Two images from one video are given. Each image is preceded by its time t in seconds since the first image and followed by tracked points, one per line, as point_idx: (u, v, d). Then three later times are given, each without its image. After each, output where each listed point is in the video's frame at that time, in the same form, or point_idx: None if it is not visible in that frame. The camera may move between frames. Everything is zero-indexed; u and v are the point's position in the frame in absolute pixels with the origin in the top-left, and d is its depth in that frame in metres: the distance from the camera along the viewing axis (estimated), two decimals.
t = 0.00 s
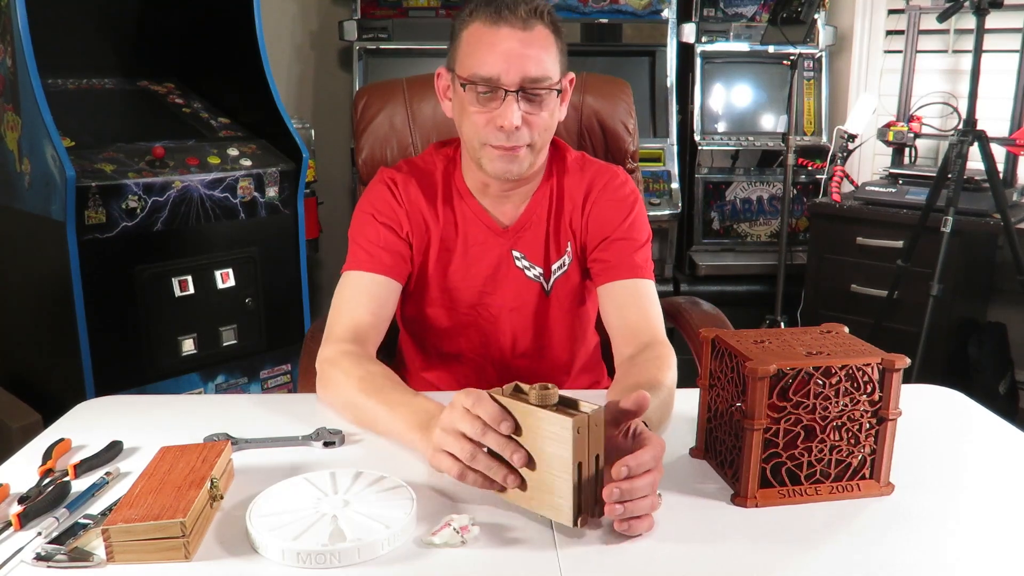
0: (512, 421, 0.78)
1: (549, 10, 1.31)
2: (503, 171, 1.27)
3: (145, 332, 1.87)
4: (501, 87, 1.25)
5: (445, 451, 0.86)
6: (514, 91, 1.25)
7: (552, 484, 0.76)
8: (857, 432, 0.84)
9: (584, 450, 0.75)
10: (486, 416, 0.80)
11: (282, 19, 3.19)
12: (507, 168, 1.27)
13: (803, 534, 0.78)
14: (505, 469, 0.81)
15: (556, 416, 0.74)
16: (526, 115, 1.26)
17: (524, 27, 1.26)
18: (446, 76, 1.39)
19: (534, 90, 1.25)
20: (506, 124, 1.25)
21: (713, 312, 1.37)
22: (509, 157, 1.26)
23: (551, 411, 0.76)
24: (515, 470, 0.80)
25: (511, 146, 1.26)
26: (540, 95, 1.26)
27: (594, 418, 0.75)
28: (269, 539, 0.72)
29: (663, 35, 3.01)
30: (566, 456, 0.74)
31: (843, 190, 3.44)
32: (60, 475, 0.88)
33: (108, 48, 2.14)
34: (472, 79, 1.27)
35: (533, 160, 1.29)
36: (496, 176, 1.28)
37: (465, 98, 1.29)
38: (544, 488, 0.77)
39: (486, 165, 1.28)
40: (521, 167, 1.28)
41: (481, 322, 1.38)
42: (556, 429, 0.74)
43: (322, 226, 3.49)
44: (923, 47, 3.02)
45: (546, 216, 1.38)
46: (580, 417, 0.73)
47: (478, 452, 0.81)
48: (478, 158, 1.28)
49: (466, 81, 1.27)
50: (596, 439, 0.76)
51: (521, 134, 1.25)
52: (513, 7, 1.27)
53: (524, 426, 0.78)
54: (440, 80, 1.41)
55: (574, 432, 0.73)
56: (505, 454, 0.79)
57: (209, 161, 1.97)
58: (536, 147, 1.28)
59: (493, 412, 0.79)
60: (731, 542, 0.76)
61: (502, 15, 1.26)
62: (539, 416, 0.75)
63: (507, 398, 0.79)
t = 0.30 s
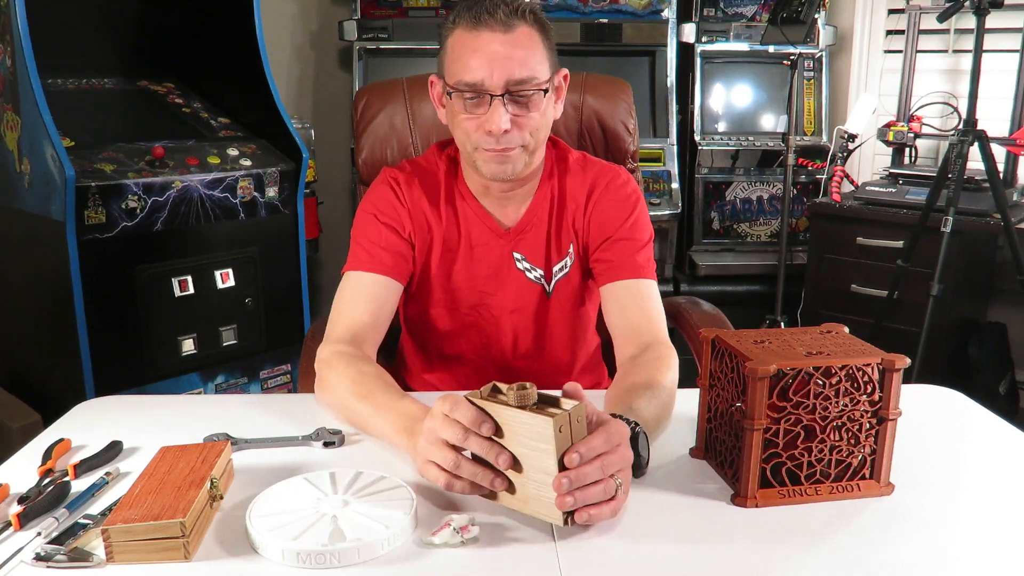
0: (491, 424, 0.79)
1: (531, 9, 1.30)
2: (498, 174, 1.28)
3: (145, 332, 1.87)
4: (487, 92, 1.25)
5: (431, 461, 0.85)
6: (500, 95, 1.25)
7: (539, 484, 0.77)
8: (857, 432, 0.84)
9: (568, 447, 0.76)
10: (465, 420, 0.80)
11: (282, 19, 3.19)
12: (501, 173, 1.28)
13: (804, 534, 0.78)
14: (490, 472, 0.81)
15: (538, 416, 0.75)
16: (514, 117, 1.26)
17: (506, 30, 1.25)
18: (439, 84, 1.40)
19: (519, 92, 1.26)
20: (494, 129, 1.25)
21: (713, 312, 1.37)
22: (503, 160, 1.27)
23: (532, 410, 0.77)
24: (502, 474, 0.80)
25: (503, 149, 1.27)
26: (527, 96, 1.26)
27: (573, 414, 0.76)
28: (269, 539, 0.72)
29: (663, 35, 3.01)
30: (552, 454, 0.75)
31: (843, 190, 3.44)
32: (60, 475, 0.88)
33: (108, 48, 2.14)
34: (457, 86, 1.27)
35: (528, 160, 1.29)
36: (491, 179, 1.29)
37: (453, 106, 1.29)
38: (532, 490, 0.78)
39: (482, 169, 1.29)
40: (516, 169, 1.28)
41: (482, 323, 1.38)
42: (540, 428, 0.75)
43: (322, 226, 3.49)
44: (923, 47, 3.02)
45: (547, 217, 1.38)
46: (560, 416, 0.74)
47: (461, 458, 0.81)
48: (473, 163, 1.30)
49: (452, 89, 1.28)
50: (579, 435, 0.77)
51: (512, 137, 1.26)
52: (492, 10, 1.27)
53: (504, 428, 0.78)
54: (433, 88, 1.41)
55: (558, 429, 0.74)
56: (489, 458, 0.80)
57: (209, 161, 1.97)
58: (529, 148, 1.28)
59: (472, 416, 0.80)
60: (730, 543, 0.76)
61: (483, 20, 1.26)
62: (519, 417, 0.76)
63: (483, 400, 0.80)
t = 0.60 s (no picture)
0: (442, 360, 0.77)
1: (520, 7, 1.30)
2: (495, 176, 1.28)
3: (145, 332, 1.87)
4: (480, 90, 1.26)
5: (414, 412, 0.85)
6: (493, 93, 1.26)
7: (507, 406, 0.76)
8: (856, 432, 0.84)
9: (525, 364, 0.75)
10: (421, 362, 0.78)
11: (282, 20, 3.19)
12: (498, 173, 1.28)
13: (804, 533, 0.78)
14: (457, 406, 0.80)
15: (486, 340, 0.73)
16: (508, 115, 1.26)
17: (495, 28, 1.25)
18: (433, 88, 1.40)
19: (512, 90, 1.26)
20: (488, 128, 1.25)
21: (713, 312, 1.37)
22: (499, 160, 1.27)
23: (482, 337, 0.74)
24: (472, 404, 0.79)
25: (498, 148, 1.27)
26: (520, 94, 1.26)
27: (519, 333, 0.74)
28: (269, 539, 0.72)
29: (663, 35, 3.01)
30: (513, 376, 0.74)
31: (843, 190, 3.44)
32: (60, 475, 0.88)
33: (108, 48, 2.14)
34: (450, 86, 1.27)
35: (524, 160, 1.29)
36: (488, 181, 1.29)
37: (447, 107, 1.29)
38: (502, 415, 0.77)
39: (478, 171, 1.29)
40: (512, 170, 1.28)
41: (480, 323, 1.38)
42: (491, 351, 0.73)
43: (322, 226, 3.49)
44: (923, 47, 3.02)
45: (546, 218, 1.37)
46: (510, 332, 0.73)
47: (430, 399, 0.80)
48: (470, 164, 1.30)
49: (444, 90, 1.28)
50: (533, 352, 0.76)
51: (506, 135, 1.26)
52: (482, 9, 1.26)
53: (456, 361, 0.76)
54: (428, 93, 1.41)
55: (510, 345, 0.73)
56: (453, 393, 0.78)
57: (209, 161, 1.97)
58: (525, 146, 1.29)
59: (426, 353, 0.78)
60: (730, 542, 0.76)
61: (472, 19, 1.25)
62: (467, 347, 0.74)
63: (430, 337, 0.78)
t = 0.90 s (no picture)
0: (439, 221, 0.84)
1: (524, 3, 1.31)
2: (499, 167, 1.30)
3: (145, 332, 1.87)
4: (485, 82, 1.26)
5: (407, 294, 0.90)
6: (498, 84, 1.26)
7: (487, 245, 0.79)
8: (857, 432, 0.84)
9: (508, 206, 0.79)
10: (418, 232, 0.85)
11: (282, 20, 3.19)
12: (503, 163, 1.30)
13: (804, 534, 0.78)
14: (446, 264, 0.84)
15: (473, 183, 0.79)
16: (513, 106, 1.26)
17: (501, 21, 1.26)
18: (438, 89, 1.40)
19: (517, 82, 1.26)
20: (493, 118, 1.26)
21: (713, 313, 1.37)
22: (503, 151, 1.29)
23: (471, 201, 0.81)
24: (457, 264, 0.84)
25: (502, 139, 1.28)
26: (525, 86, 1.27)
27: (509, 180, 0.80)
28: (269, 539, 0.72)
29: (663, 35, 3.01)
30: (493, 211, 0.78)
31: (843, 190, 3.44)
32: (60, 475, 0.88)
33: (108, 48, 2.13)
34: (454, 77, 1.27)
35: (528, 153, 1.31)
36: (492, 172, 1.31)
37: (452, 99, 1.29)
38: (482, 259, 0.80)
39: (481, 162, 1.31)
40: (516, 161, 1.30)
41: (481, 324, 1.38)
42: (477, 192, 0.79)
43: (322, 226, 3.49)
44: (923, 47, 3.02)
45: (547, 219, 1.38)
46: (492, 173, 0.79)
47: (415, 259, 0.85)
48: (473, 155, 1.31)
49: (449, 81, 1.28)
50: (519, 204, 0.81)
51: (511, 126, 1.27)
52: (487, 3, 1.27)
53: (450, 219, 0.83)
54: (432, 94, 1.42)
55: (494, 185, 0.79)
56: (441, 251, 0.83)
57: (209, 161, 1.97)
58: (529, 139, 1.30)
59: (423, 221, 0.86)
60: (731, 542, 0.76)
61: (478, 13, 1.26)
62: (459, 196, 0.81)
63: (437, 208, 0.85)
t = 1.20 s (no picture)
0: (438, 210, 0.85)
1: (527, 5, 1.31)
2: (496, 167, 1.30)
3: (145, 332, 1.87)
4: (485, 81, 1.26)
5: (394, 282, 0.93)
6: (498, 84, 1.26)
7: (460, 246, 0.80)
8: (857, 432, 0.84)
9: (484, 207, 0.76)
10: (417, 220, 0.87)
11: (282, 20, 3.19)
12: (501, 162, 1.29)
13: (805, 534, 0.78)
14: (428, 258, 0.88)
15: (461, 177, 0.78)
16: (512, 106, 1.26)
17: (503, 21, 1.26)
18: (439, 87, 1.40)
19: (517, 83, 1.26)
20: (492, 117, 1.26)
21: (713, 312, 1.37)
22: (501, 152, 1.29)
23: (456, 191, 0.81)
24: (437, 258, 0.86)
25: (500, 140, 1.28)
26: (525, 86, 1.26)
27: (495, 177, 0.76)
28: (269, 539, 0.72)
29: (663, 35, 3.01)
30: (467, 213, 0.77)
31: (843, 190, 3.44)
32: (60, 475, 0.88)
33: (108, 48, 2.13)
34: (455, 76, 1.27)
35: (526, 156, 1.31)
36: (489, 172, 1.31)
37: (452, 98, 1.29)
38: (456, 258, 0.81)
39: (479, 162, 1.31)
40: (513, 163, 1.30)
41: (480, 324, 1.38)
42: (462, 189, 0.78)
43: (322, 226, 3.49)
44: (923, 47, 3.02)
45: (545, 218, 1.38)
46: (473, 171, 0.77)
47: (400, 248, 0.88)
48: (472, 155, 1.31)
49: (450, 79, 1.28)
50: (503, 204, 0.77)
51: (509, 126, 1.27)
52: (490, 3, 1.27)
53: (444, 210, 0.83)
54: (433, 92, 1.41)
55: (473, 184, 0.77)
56: (423, 244, 0.86)
57: (209, 161, 1.97)
58: (527, 141, 1.30)
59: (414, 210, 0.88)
60: (731, 542, 0.76)
61: (481, 13, 1.26)
62: (451, 188, 0.80)
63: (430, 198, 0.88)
